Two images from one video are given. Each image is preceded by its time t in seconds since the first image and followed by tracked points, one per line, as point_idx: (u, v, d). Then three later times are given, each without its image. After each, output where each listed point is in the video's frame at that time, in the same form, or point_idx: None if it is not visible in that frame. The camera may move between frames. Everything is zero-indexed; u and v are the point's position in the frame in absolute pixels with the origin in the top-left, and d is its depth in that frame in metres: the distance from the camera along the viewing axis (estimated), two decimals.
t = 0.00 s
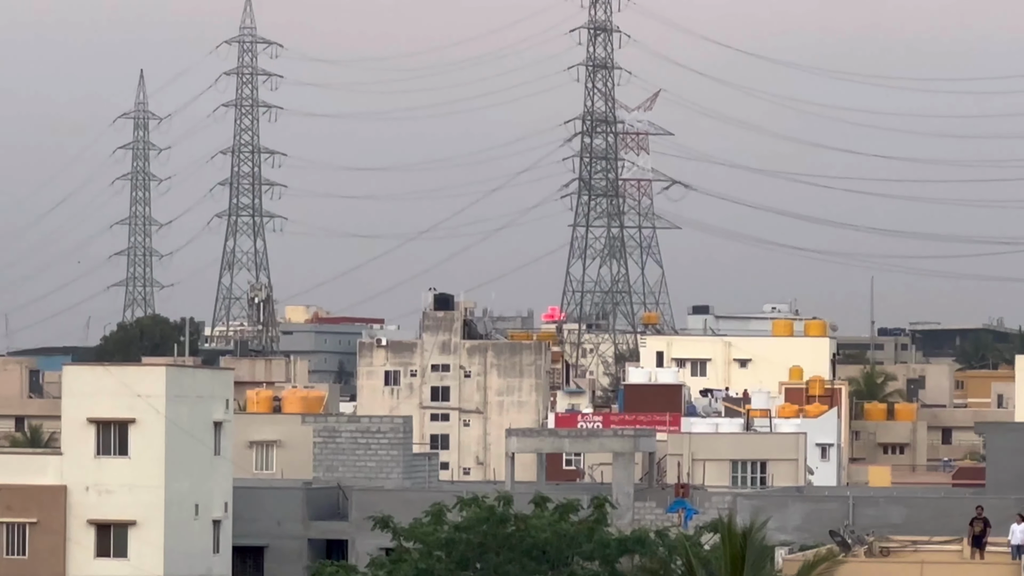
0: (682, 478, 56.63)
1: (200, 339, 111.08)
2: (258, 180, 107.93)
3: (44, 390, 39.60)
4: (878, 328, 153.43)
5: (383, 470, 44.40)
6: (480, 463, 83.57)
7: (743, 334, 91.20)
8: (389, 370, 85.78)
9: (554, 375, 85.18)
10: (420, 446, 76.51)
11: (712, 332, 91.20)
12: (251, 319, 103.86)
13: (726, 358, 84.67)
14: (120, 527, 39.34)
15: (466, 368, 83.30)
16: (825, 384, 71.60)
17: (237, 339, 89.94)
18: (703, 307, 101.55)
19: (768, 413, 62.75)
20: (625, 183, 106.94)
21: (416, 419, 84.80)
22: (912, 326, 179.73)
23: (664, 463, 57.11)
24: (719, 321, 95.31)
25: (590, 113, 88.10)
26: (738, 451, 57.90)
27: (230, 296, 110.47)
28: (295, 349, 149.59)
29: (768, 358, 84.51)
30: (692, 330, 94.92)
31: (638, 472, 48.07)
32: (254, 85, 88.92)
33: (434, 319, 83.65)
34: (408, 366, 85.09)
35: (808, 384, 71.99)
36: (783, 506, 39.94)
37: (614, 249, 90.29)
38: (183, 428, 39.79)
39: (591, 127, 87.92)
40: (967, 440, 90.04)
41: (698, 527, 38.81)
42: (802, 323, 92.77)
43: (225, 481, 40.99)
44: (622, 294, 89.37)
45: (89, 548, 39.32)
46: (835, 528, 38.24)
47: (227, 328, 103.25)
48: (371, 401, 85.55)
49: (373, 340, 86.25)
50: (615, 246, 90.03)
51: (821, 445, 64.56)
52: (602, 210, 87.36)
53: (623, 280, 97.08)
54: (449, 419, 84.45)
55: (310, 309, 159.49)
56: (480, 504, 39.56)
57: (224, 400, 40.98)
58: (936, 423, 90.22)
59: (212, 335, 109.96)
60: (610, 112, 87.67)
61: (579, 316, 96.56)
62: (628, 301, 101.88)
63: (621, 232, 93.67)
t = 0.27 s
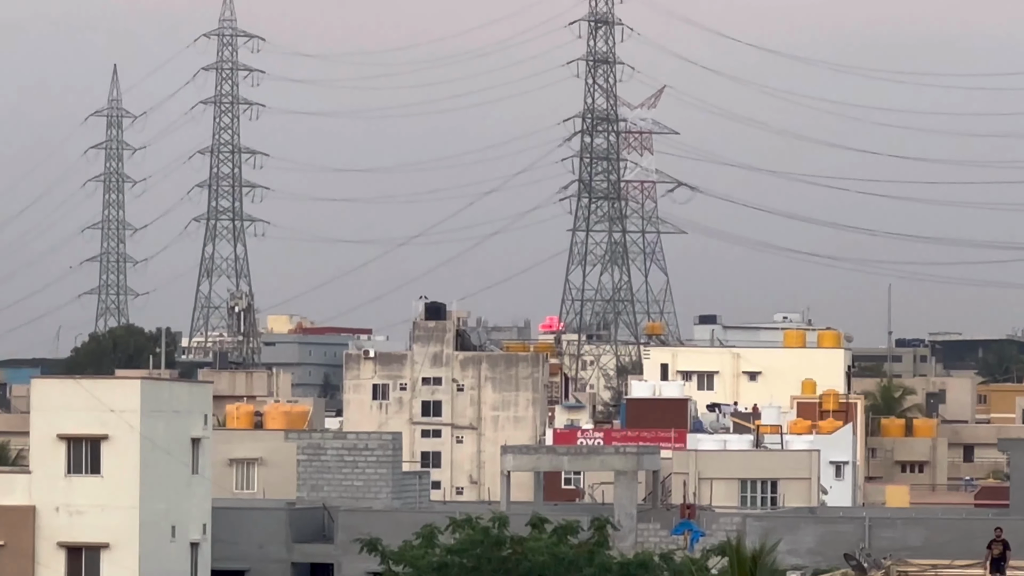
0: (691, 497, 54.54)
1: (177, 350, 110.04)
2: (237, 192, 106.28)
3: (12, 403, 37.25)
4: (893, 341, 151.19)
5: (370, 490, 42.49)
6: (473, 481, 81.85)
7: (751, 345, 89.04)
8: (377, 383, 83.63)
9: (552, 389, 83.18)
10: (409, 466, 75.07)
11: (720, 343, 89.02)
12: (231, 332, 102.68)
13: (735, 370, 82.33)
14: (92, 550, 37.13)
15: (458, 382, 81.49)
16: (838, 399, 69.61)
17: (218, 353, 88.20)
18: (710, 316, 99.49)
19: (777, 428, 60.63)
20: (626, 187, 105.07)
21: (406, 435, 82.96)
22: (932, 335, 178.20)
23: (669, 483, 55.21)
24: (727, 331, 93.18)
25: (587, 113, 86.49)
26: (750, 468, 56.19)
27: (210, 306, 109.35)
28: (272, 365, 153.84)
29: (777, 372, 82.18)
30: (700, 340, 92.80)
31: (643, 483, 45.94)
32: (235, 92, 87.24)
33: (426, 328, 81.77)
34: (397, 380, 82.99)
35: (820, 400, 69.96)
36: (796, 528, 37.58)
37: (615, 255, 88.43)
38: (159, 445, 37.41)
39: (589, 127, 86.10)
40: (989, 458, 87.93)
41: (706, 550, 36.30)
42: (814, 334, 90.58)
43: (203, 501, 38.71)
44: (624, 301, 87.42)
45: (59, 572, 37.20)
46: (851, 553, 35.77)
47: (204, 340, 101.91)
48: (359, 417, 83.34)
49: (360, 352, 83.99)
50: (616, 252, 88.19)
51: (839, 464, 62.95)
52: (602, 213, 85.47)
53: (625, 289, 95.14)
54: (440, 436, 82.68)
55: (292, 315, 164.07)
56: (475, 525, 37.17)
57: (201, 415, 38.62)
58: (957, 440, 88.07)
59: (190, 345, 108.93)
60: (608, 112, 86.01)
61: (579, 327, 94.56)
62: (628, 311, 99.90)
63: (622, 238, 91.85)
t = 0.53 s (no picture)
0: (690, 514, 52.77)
1: (150, 361, 109.27)
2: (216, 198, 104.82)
3: None
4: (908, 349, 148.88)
5: (357, 507, 40.99)
6: (463, 499, 78.84)
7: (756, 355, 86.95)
8: (361, 397, 80.78)
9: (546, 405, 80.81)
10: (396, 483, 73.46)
11: (724, 353, 86.95)
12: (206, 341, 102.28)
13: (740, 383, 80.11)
14: (61, 572, 34.93)
15: (448, 395, 79.18)
16: (851, 414, 67.78)
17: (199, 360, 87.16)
18: (713, 326, 97.39)
19: (786, 445, 58.73)
20: (627, 191, 103.18)
21: (393, 452, 80.04)
22: (949, 347, 176.19)
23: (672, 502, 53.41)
24: (732, 341, 91.12)
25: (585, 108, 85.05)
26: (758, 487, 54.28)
27: (185, 313, 108.17)
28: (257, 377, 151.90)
29: (783, 383, 80.01)
30: (705, 350, 90.72)
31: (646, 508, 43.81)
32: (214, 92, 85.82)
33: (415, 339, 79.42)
34: (383, 393, 80.42)
35: (833, 414, 68.08)
36: (805, 549, 35.53)
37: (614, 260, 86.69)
38: (132, 462, 35.35)
39: (587, 126, 84.35)
40: (1009, 475, 86.00)
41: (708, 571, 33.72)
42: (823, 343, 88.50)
43: (179, 521, 36.73)
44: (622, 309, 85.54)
45: None
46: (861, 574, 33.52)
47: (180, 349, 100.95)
48: (344, 434, 80.52)
49: (344, 364, 81.08)
50: (615, 258, 86.54)
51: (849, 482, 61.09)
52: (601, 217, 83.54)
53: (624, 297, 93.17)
54: (429, 452, 79.91)
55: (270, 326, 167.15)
56: (464, 546, 34.77)
57: (177, 431, 36.61)
58: (976, 456, 85.95)
59: (164, 357, 107.96)
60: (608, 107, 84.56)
61: (576, 337, 92.38)
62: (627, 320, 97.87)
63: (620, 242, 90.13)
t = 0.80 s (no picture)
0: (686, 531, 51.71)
1: (128, 373, 109.19)
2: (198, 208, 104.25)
3: None
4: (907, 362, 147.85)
5: (342, 525, 40.71)
6: (452, 517, 76.73)
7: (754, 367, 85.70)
8: (345, 411, 78.21)
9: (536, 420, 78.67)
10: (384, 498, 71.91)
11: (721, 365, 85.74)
12: (185, 353, 103.14)
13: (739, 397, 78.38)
14: None
15: (436, 409, 76.82)
16: (852, 428, 66.90)
17: (180, 373, 86.83)
18: (709, 337, 96.25)
19: (787, 461, 57.61)
20: (621, 200, 102.29)
21: (379, 467, 77.56)
22: (955, 360, 174.75)
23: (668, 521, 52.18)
24: (730, 353, 89.97)
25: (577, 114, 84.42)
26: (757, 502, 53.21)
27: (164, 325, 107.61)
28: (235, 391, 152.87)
29: (783, 397, 78.41)
30: (702, 362, 89.56)
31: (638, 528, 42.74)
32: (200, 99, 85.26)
33: (402, 350, 76.76)
34: (368, 406, 77.90)
35: (833, 427, 67.17)
36: (804, 568, 34.25)
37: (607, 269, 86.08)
38: (109, 478, 34.20)
39: (581, 130, 83.85)
40: (1016, 490, 84.82)
41: None
42: (823, 355, 87.30)
43: (157, 538, 35.64)
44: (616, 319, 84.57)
45: None
46: None
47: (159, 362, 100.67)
48: (327, 448, 77.89)
49: (329, 376, 78.28)
50: (609, 266, 86.23)
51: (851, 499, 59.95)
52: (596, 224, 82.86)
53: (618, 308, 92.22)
54: (416, 467, 77.31)
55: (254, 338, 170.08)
56: (453, 564, 33.33)
57: (156, 445, 35.49)
58: (981, 472, 84.72)
59: (143, 368, 107.87)
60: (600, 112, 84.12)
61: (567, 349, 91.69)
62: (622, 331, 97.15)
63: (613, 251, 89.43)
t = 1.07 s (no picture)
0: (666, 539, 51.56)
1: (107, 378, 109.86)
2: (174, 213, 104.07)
3: None
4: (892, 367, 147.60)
5: (320, 533, 40.05)
6: (432, 523, 73.05)
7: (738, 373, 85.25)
8: (325, 416, 75.26)
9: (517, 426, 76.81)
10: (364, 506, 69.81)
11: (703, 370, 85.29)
12: (162, 359, 104.20)
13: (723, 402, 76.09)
14: None
15: (416, 414, 73.37)
16: (837, 433, 66.45)
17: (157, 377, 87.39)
18: (692, 342, 95.80)
19: (770, 467, 57.23)
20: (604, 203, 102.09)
21: (359, 473, 74.65)
22: (940, 362, 174.20)
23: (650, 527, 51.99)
24: (714, 357, 89.50)
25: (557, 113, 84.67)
26: (741, 509, 52.90)
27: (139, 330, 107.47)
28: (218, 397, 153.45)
29: (767, 402, 76.14)
30: (685, 367, 89.12)
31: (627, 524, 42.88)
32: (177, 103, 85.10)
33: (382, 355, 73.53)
34: (348, 412, 74.91)
35: (817, 433, 66.82)
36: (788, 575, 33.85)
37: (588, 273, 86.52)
38: (87, 484, 33.74)
39: (563, 132, 83.92)
40: (1003, 496, 84.37)
41: None
42: (808, 360, 86.92)
43: (133, 545, 35.27)
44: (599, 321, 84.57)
45: None
46: None
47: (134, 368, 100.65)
48: (305, 454, 74.94)
49: (308, 382, 75.58)
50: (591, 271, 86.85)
51: (837, 504, 59.72)
52: (579, 228, 82.83)
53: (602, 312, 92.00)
54: (398, 473, 73.90)
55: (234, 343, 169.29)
56: (435, 570, 32.76)
57: (133, 451, 35.06)
58: (969, 478, 84.26)
59: (120, 373, 108.51)
60: (582, 112, 84.53)
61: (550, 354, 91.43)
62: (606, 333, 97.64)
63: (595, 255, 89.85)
